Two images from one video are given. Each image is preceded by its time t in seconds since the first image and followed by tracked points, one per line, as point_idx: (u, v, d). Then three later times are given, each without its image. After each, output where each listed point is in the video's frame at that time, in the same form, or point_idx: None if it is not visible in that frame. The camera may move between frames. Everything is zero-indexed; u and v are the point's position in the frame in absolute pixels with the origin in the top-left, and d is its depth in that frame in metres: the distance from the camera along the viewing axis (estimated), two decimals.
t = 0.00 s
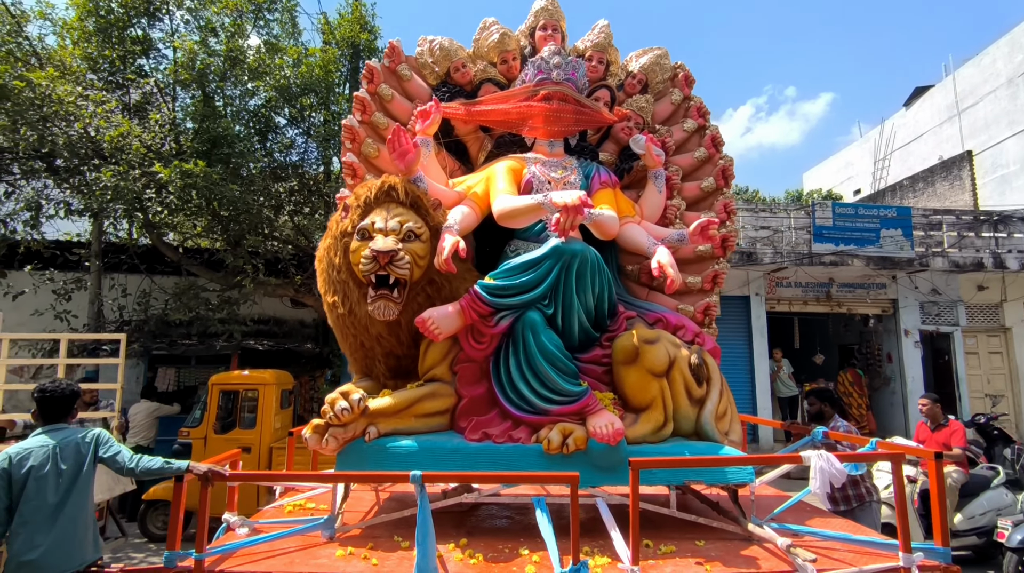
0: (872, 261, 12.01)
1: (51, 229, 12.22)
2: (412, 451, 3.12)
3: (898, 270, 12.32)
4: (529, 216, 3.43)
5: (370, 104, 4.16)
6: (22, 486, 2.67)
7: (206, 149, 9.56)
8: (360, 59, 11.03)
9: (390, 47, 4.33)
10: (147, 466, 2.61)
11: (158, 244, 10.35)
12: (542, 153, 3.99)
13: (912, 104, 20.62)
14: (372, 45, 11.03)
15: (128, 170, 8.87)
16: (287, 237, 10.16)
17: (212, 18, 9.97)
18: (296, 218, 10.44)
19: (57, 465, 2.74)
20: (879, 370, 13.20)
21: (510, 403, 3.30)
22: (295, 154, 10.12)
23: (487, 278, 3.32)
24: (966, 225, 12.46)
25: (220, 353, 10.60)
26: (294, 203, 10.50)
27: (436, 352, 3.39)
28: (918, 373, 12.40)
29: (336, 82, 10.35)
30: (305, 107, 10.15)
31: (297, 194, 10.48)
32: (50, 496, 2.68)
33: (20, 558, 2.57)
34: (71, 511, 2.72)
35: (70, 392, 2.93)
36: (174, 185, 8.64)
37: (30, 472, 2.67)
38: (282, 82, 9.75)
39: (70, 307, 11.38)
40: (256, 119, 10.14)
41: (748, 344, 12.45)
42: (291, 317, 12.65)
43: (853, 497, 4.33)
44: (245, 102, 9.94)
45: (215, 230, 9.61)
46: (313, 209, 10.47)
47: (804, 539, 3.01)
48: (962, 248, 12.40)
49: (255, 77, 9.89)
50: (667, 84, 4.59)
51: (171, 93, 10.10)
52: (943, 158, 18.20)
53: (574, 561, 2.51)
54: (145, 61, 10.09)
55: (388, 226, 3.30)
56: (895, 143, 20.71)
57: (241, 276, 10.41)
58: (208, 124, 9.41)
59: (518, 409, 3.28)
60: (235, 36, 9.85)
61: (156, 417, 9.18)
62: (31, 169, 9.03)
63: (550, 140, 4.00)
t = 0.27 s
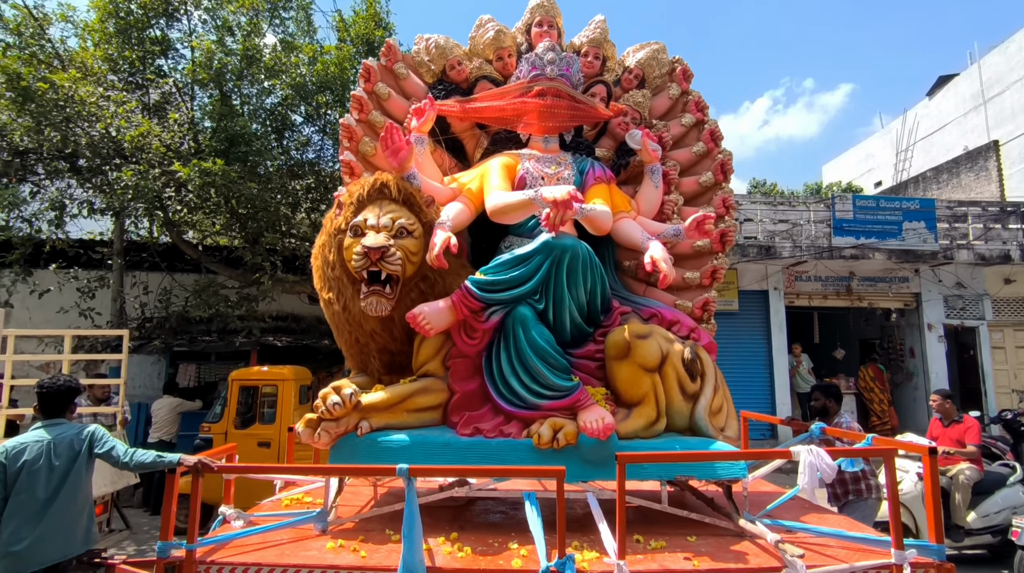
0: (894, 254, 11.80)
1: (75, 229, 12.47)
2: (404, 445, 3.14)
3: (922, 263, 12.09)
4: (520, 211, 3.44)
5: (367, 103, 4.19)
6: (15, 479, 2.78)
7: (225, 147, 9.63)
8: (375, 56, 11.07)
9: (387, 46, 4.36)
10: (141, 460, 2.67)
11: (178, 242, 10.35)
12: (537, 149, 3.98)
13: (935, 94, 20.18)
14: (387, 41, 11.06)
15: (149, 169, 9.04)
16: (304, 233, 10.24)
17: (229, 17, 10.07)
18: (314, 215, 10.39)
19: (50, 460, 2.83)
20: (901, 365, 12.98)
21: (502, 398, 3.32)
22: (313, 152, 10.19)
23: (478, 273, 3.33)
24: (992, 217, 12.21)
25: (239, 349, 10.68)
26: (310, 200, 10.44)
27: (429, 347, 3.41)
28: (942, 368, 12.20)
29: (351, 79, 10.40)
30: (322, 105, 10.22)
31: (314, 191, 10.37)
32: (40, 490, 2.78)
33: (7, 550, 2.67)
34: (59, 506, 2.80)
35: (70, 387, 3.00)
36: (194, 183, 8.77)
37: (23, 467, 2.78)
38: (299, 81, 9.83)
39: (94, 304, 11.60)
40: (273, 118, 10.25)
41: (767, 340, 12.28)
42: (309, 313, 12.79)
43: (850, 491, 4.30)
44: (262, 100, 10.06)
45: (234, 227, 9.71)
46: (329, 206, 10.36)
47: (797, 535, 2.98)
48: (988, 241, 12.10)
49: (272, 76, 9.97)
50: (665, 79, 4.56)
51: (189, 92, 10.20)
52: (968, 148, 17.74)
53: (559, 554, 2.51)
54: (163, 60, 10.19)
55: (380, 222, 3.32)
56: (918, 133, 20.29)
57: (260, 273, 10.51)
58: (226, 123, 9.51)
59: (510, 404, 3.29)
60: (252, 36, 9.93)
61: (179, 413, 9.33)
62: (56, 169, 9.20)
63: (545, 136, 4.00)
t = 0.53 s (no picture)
0: (923, 249, 11.52)
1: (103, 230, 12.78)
2: (401, 442, 3.17)
3: (952, 258, 11.79)
4: (517, 209, 3.46)
5: (369, 105, 4.20)
6: (14, 473, 2.88)
7: (247, 148, 9.84)
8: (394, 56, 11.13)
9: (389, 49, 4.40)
10: (141, 455, 2.75)
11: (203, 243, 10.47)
12: (537, 148, 3.99)
13: (965, 84, 19.65)
14: (405, 41, 11.11)
15: (173, 171, 9.21)
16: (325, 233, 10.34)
17: (250, 20, 10.22)
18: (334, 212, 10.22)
19: (47, 455, 2.91)
20: (929, 362, 12.68)
21: (499, 395, 3.33)
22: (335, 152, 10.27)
23: (474, 271, 3.35)
24: None
25: (263, 348, 10.71)
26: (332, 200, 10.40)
27: (427, 346, 3.43)
28: (973, 366, 11.89)
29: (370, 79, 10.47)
30: (341, 105, 10.31)
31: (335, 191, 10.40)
32: (37, 484, 2.87)
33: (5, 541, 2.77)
34: (55, 499, 2.89)
35: (68, 383, 3.08)
36: (217, 185, 8.91)
37: (20, 461, 2.87)
38: (319, 81, 9.93)
39: (122, 304, 11.87)
40: (294, 119, 10.38)
41: (790, 337, 12.09)
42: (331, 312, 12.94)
43: (853, 493, 4.31)
44: (283, 102, 10.20)
45: (257, 228, 9.91)
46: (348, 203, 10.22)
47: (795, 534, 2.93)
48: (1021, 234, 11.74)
49: (292, 77, 10.07)
50: (667, 76, 4.54)
51: (212, 95, 10.38)
52: (1000, 138, 17.22)
53: (550, 550, 2.51)
54: (187, 64, 10.35)
55: (378, 221, 3.35)
56: (947, 124, 19.78)
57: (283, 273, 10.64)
58: (248, 124, 9.73)
59: (507, 401, 3.30)
60: (272, 38, 10.06)
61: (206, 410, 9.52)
62: (85, 172, 9.43)
63: (544, 135, 4.00)
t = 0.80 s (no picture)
0: (952, 246, 11.25)
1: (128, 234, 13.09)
2: (397, 444, 3.20)
3: (982, 255, 11.50)
4: (512, 212, 3.47)
5: (370, 108, 4.23)
6: None
7: (269, 153, 10.00)
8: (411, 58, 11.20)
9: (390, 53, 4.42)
10: (134, 459, 2.86)
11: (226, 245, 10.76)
12: (535, 149, 4.00)
13: (995, 76, 19.14)
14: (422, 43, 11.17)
15: (197, 176, 9.37)
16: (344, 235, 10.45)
17: (270, 26, 10.39)
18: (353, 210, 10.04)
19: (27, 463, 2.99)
20: (959, 363, 12.38)
21: (495, 398, 3.33)
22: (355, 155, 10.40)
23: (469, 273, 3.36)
24: None
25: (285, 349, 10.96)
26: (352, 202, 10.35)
27: (425, 347, 3.45)
28: (1005, 366, 11.58)
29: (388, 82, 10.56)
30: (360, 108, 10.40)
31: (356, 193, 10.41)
32: (16, 490, 2.94)
33: None
34: (33, 507, 2.96)
35: (52, 390, 3.17)
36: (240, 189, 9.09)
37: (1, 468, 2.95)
38: (339, 85, 10.04)
39: (148, 307, 12.16)
40: (314, 123, 10.52)
41: (814, 337, 11.88)
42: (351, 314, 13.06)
43: (865, 497, 4.26)
44: (303, 106, 10.35)
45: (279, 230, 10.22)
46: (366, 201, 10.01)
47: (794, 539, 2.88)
48: None
49: (312, 81, 10.19)
50: (669, 75, 4.50)
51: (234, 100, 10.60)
52: None
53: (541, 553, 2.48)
54: (209, 70, 10.56)
55: (374, 225, 3.38)
56: (976, 118, 19.30)
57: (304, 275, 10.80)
58: (269, 129, 9.90)
59: (503, 403, 3.30)
60: (292, 43, 10.20)
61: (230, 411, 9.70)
62: (112, 179, 9.71)
63: (542, 136, 4.01)
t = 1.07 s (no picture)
0: (984, 243, 10.95)
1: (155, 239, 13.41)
2: (396, 448, 3.21)
3: (1015, 252, 11.19)
4: (510, 214, 3.48)
5: (372, 112, 4.26)
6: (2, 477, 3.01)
7: (291, 158, 10.11)
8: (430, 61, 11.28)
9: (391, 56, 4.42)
10: (140, 456, 2.92)
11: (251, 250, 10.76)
12: (535, 151, 4.00)
13: None
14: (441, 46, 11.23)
15: (222, 182, 9.50)
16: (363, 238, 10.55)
17: (292, 33, 10.55)
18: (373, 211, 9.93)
19: (37, 461, 3.06)
20: (993, 363, 12.03)
21: (494, 401, 3.32)
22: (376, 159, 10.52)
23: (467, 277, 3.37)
24: None
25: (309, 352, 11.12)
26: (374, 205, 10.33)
27: (424, 351, 3.47)
28: None
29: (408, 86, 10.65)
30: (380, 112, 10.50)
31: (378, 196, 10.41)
32: (26, 487, 3.01)
33: None
34: (41, 504, 3.04)
35: (62, 389, 3.24)
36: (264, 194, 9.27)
37: (11, 466, 3.01)
38: (360, 90, 10.16)
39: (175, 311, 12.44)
40: (336, 128, 10.65)
41: (841, 337, 11.64)
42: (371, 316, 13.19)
43: (881, 503, 4.16)
44: (324, 111, 10.48)
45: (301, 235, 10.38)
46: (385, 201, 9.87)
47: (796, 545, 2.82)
48: None
49: (333, 86, 10.33)
50: (673, 72, 4.48)
51: (257, 108, 10.78)
52: None
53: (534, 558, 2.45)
54: (232, 78, 10.76)
55: (372, 229, 3.41)
56: (1009, 112, 18.75)
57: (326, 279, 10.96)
58: (292, 134, 10.05)
59: (500, 406, 3.29)
60: (313, 49, 10.31)
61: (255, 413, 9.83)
62: (141, 185, 9.89)
63: (542, 137, 4.01)
